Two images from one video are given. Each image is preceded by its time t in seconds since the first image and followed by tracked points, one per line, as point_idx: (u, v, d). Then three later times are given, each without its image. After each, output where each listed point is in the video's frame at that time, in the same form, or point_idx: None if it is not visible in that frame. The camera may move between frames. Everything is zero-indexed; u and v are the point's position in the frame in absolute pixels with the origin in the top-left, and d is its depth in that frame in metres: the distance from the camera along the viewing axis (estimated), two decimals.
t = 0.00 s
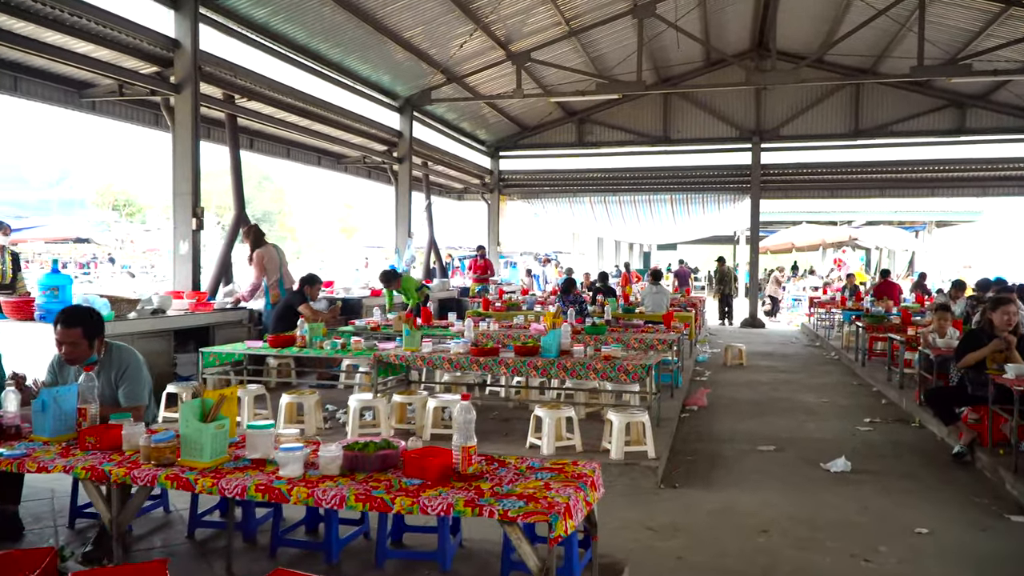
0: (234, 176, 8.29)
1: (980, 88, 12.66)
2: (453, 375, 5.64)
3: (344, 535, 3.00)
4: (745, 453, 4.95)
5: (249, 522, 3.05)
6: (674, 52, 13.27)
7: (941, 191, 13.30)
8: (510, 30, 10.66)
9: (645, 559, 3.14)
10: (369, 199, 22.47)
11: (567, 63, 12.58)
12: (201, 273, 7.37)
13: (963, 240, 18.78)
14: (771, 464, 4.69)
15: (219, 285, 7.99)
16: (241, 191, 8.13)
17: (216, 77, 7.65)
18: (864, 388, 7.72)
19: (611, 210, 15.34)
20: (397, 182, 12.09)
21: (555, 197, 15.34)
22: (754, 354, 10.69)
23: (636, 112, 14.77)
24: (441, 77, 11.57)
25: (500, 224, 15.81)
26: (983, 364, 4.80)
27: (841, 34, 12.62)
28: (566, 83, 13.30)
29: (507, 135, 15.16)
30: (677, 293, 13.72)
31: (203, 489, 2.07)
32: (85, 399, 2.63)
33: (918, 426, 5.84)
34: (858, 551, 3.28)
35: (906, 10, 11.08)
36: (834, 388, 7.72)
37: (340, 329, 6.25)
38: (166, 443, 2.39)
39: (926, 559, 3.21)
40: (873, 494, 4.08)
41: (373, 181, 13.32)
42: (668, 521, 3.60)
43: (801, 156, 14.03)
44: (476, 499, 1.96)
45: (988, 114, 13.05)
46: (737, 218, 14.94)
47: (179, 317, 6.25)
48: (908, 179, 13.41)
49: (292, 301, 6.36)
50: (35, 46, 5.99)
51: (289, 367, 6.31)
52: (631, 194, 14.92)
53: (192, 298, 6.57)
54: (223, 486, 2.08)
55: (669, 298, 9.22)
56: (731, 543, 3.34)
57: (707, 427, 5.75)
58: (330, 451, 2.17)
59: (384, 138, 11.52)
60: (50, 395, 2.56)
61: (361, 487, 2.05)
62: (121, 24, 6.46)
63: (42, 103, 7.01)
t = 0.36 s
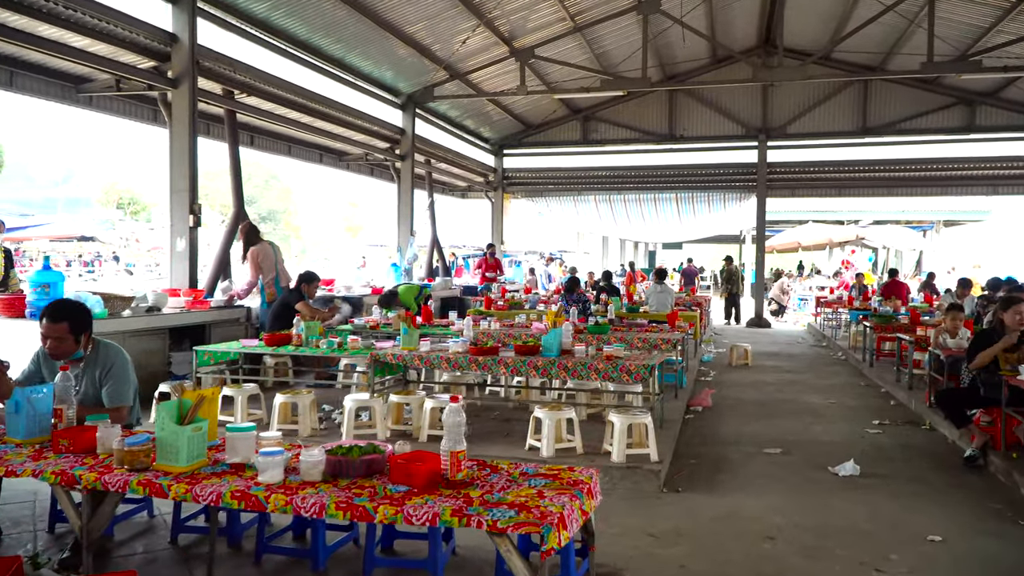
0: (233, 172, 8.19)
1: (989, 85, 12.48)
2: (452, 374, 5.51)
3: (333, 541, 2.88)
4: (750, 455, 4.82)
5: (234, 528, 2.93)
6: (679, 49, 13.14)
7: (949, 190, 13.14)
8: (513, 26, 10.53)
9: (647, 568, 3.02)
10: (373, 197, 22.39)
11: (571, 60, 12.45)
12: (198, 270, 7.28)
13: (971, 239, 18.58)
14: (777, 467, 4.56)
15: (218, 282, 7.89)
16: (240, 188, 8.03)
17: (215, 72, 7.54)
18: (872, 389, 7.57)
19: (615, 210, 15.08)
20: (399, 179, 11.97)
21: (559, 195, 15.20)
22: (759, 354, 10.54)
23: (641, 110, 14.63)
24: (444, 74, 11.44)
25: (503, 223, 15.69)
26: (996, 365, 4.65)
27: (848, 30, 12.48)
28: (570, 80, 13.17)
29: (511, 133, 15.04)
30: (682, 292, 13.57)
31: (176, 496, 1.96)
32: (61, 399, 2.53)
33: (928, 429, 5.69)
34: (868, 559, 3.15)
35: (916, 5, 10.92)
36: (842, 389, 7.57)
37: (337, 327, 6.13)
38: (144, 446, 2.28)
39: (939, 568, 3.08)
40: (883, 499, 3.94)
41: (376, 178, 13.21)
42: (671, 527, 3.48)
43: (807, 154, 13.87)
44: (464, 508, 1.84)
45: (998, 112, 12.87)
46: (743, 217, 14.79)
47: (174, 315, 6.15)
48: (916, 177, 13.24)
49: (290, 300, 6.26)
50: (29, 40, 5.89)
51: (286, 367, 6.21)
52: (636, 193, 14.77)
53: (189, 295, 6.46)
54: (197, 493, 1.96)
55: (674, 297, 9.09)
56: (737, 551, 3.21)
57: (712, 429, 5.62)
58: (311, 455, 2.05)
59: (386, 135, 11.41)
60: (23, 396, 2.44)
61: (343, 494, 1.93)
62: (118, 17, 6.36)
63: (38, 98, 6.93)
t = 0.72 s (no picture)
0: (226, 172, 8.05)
1: (993, 84, 12.34)
2: (445, 380, 5.38)
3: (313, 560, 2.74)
4: (752, 463, 4.68)
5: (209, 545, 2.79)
6: (679, 48, 13.01)
7: (951, 190, 13.00)
8: (512, 23, 10.40)
9: None
10: (371, 197, 22.28)
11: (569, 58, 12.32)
12: (188, 272, 7.15)
13: (973, 240, 18.42)
14: (780, 477, 4.42)
15: (210, 283, 7.76)
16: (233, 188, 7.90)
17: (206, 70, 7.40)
18: (876, 393, 7.42)
19: (615, 209, 14.98)
20: (396, 179, 11.84)
21: (558, 195, 15.06)
22: (760, 357, 10.39)
23: (641, 109, 14.49)
24: (441, 73, 11.30)
25: (502, 223, 15.55)
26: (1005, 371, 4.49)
27: (850, 29, 12.36)
28: (569, 79, 13.04)
29: (510, 132, 14.90)
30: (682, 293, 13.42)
31: (137, 520, 1.83)
32: (26, 412, 2.41)
33: (935, 436, 5.54)
34: None
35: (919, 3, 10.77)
36: (845, 393, 7.43)
37: (330, 331, 6.00)
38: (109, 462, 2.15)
39: None
40: (890, 511, 3.80)
41: (373, 178, 13.07)
42: (670, 542, 3.34)
43: (808, 154, 13.73)
44: (445, 535, 1.70)
45: (1001, 111, 12.74)
46: (743, 217, 14.65)
47: (163, 318, 6.02)
48: (918, 177, 13.10)
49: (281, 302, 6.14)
50: (15, 36, 5.76)
51: (277, 371, 6.07)
52: (635, 193, 14.63)
53: (180, 297, 6.32)
54: (160, 517, 1.83)
55: (673, 298, 8.95)
56: (738, 567, 3.07)
57: (712, 436, 5.47)
58: (285, 474, 1.92)
59: (383, 134, 11.28)
60: None
61: (315, 518, 1.80)
62: (106, 13, 6.22)
63: (26, 96, 6.80)
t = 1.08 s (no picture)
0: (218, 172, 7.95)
1: (992, 85, 12.27)
2: (439, 383, 5.28)
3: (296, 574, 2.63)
4: (751, 469, 4.58)
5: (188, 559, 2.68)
6: (677, 47, 12.93)
7: (950, 191, 12.91)
8: (508, 22, 10.29)
9: None
10: (369, 198, 22.19)
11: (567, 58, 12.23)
12: (178, 273, 7.04)
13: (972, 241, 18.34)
14: (780, 483, 4.32)
15: (201, 285, 7.65)
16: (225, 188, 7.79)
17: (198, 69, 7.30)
18: (876, 396, 7.32)
19: (613, 211, 14.91)
20: (392, 180, 11.73)
21: (556, 195, 14.96)
22: (759, 359, 10.30)
23: (638, 110, 14.40)
24: (438, 72, 11.20)
25: (499, 224, 15.46)
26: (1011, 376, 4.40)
27: (849, 29, 12.27)
28: (566, 79, 12.94)
29: (507, 133, 14.80)
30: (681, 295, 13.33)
31: (103, 535, 1.73)
32: None
33: (936, 441, 5.45)
34: None
35: (919, 2, 10.67)
36: (845, 396, 7.33)
37: (323, 334, 5.89)
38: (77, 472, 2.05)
39: None
40: (893, 519, 3.70)
41: (369, 179, 12.96)
42: (667, 552, 3.24)
43: (807, 155, 13.65)
44: (427, 552, 1.60)
45: (1000, 112, 12.67)
46: (742, 218, 14.56)
47: (152, 319, 5.91)
48: (918, 178, 13.01)
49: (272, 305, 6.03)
50: None
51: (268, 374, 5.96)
52: (633, 193, 14.52)
53: (170, 299, 6.22)
54: (126, 532, 1.72)
55: (671, 300, 8.85)
56: None
57: (710, 440, 5.37)
58: (260, 485, 1.82)
59: (379, 135, 11.18)
60: None
61: (291, 532, 1.70)
62: (95, 10, 6.11)
63: (13, 94, 6.69)
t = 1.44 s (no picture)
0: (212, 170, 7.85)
1: (994, 83, 12.15)
2: (433, 384, 5.18)
3: None
4: (752, 472, 4.47)
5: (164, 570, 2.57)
6: (677, 45, 12.81)
7: (952, 190, 12.80)
8: (506, 19, 10.18)
9: None
10: (368, 198, 22.09)
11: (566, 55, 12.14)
12: (170, 272, 6.93)
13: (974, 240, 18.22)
14: (781, 486, 4.21)
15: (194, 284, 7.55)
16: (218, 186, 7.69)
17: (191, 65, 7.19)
18: (878, 397, 7.21)
19: (612, 210, 14.80)
20: (389, 178, 11.62)
21: (555, 194, 14.84)
22: (759, 359, 10.19)
23: (638, 108, 14.29)
24: (435, 69, 11.09)
25: (498, 224, 15.35)
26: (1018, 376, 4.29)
27: (850, 26, 12.15)
28: (565, 77, 12.84)
29: (506, 131, 14.69)
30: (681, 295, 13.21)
31: (61, 547, 1.62)
32: None
33: (940, 443, 5.33)
34: None
35: None
36: (846, 397, 7.22)
37: (315, 334, 5.79)
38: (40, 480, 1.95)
39: None
40: (897, 524, 3.60)
41: (366, 178, 12.85)
42: (664, 558, 3.13)
43: (808, 154, 13.52)
44: (404, 566, 1.49)
45: (1002, 110, 12.56)
46: (743, 218, 14.45)
47: (142, 319, 5.81)
48: (920, 177, 12.89)
49: (263, 306, 5.95)
50: None
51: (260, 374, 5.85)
52: (632, 193, 14.41)
53: (160, 298, 6.12)
54: (85, 545, 1.62)
55: (670, 299, 8.75)
56: None
57: (710, 442, 5.27)
58: (228, 494, 1.72)
59: (375, 133, 11.07)
60: None
61: (260, 545, 1.59)
62: (84, 5, 6.00)
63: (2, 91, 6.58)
